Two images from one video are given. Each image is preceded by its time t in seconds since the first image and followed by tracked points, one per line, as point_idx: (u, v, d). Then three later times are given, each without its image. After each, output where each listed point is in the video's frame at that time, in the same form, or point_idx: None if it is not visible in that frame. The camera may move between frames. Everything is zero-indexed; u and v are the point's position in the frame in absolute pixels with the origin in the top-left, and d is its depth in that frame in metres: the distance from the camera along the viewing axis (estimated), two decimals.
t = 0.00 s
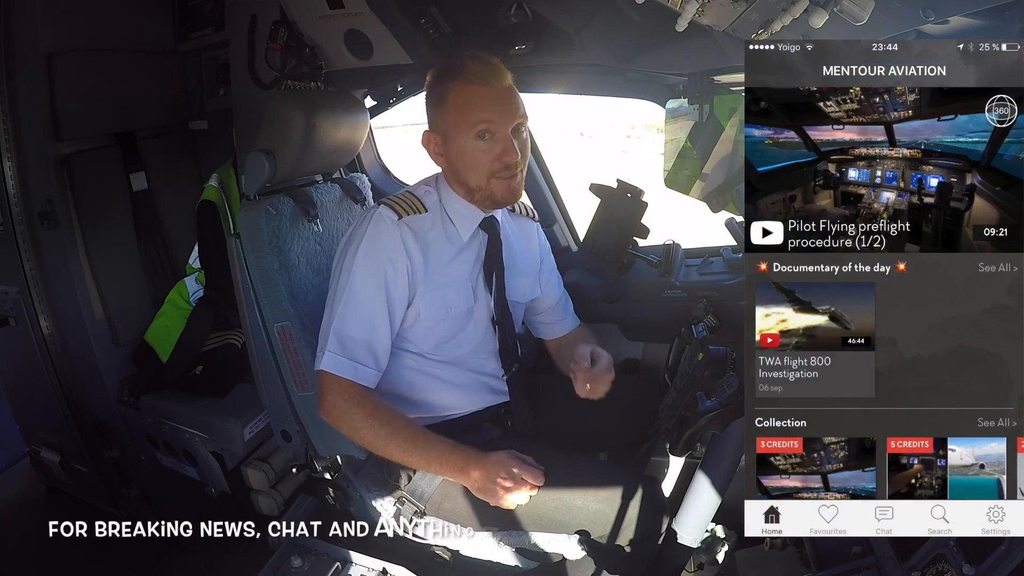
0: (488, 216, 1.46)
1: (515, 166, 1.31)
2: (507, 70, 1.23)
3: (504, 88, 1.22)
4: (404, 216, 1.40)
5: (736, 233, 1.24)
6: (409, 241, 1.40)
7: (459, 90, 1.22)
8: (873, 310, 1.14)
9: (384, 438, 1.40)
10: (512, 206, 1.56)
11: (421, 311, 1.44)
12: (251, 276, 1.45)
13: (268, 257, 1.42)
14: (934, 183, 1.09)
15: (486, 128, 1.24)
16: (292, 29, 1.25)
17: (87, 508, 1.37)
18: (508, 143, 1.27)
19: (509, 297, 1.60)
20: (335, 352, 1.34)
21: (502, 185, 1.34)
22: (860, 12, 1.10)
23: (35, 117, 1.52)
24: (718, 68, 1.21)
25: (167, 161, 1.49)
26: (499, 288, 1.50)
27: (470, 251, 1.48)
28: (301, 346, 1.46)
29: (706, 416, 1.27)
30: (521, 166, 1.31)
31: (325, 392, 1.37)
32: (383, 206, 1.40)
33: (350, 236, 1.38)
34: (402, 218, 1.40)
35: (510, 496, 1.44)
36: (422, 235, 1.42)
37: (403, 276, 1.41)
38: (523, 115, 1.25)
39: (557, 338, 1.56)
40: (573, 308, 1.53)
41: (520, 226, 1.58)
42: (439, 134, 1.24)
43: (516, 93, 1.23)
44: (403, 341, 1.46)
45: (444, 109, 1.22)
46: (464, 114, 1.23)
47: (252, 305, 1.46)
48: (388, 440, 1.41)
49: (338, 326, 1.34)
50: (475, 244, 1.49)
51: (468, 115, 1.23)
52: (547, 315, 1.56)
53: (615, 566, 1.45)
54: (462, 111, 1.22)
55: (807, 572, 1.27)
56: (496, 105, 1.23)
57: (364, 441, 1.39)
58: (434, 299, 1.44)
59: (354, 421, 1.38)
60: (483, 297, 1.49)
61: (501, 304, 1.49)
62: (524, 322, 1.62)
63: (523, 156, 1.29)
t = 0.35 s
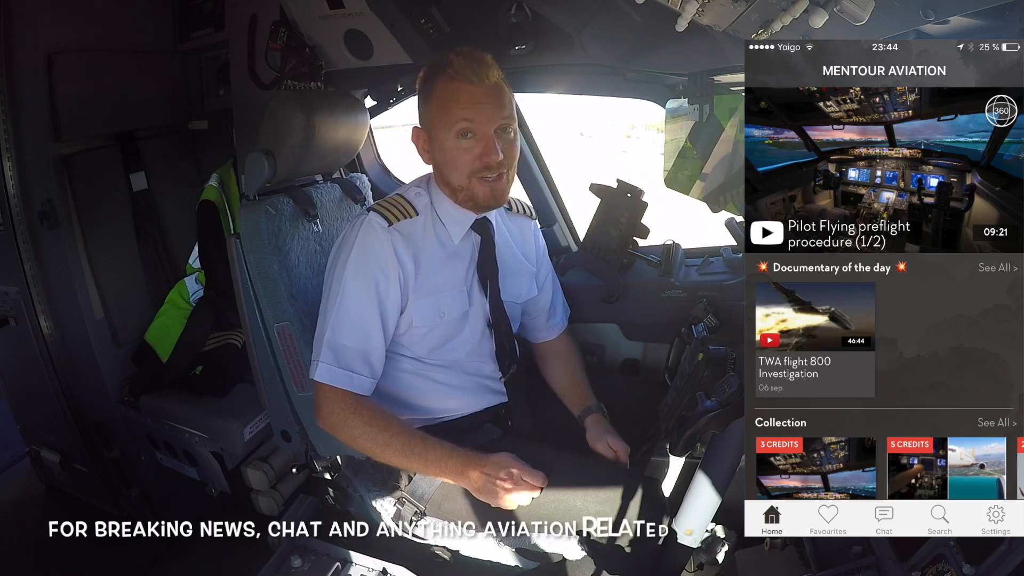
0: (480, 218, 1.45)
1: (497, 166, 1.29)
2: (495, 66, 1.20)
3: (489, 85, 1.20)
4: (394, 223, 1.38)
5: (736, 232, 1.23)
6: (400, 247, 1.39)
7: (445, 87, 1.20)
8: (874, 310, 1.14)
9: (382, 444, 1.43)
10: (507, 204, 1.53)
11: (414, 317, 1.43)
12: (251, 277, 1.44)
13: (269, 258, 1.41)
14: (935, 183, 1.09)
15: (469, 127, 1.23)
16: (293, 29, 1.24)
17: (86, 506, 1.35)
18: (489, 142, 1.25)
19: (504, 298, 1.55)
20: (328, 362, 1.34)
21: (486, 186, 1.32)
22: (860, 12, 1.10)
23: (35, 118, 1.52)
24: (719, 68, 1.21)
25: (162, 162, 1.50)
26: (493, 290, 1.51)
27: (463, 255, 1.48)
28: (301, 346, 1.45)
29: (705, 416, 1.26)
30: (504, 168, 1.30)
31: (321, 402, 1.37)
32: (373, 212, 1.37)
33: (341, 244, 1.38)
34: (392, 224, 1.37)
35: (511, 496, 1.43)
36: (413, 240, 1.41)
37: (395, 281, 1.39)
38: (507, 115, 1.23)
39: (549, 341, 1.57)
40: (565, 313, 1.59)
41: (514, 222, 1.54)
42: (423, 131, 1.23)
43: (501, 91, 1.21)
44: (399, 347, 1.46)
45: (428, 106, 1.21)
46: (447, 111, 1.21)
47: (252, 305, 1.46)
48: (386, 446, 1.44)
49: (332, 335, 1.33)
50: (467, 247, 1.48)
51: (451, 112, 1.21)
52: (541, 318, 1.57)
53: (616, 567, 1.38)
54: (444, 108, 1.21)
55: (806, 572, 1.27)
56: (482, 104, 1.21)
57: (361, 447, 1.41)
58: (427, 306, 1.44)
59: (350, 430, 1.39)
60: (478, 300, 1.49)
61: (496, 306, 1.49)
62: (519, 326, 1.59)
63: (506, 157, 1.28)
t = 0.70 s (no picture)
0: (479, 219, 1.45)
1: (496, 167, 1.27)
2: (496, 66, 1.19)
3: (490, 84, 1.18)
4: (393, 223, 1.38)
5: (736, 232, 1.22)
6: (398, 246, 1.38)
7: (445, 86, 1.18)
8: (874, 310, 1.14)
9: (384, 445, 1.42)
10: (506, 205, 1.53)
11: (413, 317, 1.43)
12: (251, 278, 1.44)
13: (268, 257, 1.41)
14: (936, 182, 1.09)
15: (468, 127, 1.21)
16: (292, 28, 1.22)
17: (85, 506, 1.34)
18: (488, 143, 1.23)
19: (502, 297, 1.55)
20: (329, 363, 1.33)
21: (484, 187, 1.30)
22: (860, 11, 1.10)
23: (36, 119, 1.52)
24: (721, 68, 1.21)
25: (161, 162, 1.53)
26: (493, 291, 1.50)
27: (462, 254, 1.48)
28: (301, 346, 1.44)
29: (706, 417, 1.29)
30: (504, 169, 1.28)
31: (321, 402, 1.36)
32: (371, 212, 1.37)
33: (340, 243, 1.38)
34: (391, 224, 1.37)
35: (511, 496, 1.41)
36: (412, 240, 1.41)
37: (394, 281, 1.38)
38: (506, 115, 1.21)
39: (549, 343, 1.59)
40: (563, 314, 1.60)
41: (514, 223, 1.55)
42: (421, 130, 1.22)
43: (501, 91, 1.19)
44: (398, 347, 1.46)
45: (427, 105, 1.19)
46: (447, 110, 1.19)
47: (251, 305, 1.45)
48: (387, 447, 1.43)
49: (332, 336, 1.33)
50: (466, 246, 1.48)
51: (451, 111, 1.19)
52: (540, 318, 1.58)
53: (617, 569, 1.37)
54: (443, 107, 1.19)
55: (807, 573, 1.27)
56: (482, 105, 1.19)
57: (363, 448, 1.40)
58: (427, 306, 1.43)
59: (352, 431, 1.39)
60: (477, 299, 1.49)
61: (496, 306, 1.49)
62: (518, 326, 1.59)
63: (506, 158, 1.26)
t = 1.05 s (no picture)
0: (481, 219, 1.44)
1: (502, 171, 1.29)
2: (503, 69, 1.21)
3: (499, 88, 1.20)
4: (394, 224, 1.37)
5: (735, 233, 1.23)
6: (398, 248, 1.38)
7: (454, 88, 1.20)
8: (874, 310, 1.14)
9: (382, 443, 1.44)
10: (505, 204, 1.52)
11: (413, 317, 1.43)
12: (252, 278, 1.44)
13: (268, 258, 1.41)
14: (936, 182, 1.09)
15: (476, 130, 1.22)
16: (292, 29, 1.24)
17: (85, 507, 1.34)
18: (496, 146, 1.25)
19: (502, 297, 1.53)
20: (327, 365, 1.34)
21: (488, 189, 1.33)
22: (860, 11, 1.09)
23: (36, 119, 1.52)
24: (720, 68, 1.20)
25: (160, 162, 1.53)
26: (492, 290, 1.51)
27: (463, 255, 1.47)
28: (301, 346, 1.44)
29: (705, 417, 1.25)
30: (509, 174, 1.30)
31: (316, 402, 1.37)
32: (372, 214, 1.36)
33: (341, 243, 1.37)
34: (392, 228, 1.36)
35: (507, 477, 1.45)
36: (412, 241, 1.40)
37: (393, 283, 1.39)
38: (515, 118, 1.23)
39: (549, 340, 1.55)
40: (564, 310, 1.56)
41: (514, 222, 1.52)
42: (426, 130, 1.22)
43: (510, 94, 1.21)
44: (399, 348, 1.46)
45: (434, 106, 1.20)
46: (456, 112, 1.21)
47: (252, 305, 1.46)
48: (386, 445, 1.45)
49: (331, 339, 1.33)
50: (467, 247, 1.47)
51: (459, 113, 1.21)
52: (540, 315, 1.54)
53: (616, 568, 1.39)
54: (452, 110, 1.20)
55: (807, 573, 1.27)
56: (490, 108, 1.21)
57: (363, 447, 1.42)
58: (427, 307, 1.44)
59: (348, 429, 1.40)
60: (477, 299, 1.49)
61: (496, 306, 1.50)
62: (518, 325, 1.55)
63: (512, 163, 1.28)
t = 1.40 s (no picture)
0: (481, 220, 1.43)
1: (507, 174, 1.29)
2: (509, 72, 1.19)
3: (504, 91, 1.19)
4: (393, 224, 1.36)
5: (735, 233, 1.23)
6: (398, 248, 1.37)
7: (460, 91, 1.18)
8: (874, 310, 1.14)
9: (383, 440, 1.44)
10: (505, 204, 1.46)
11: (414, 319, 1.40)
12: (251, 277, 1.44)
13: (268, 257, 1.41)
14: (936, 182, 1.09)
15: (482, 134, 1.21)
16: (293, 29, 1.24)
17: (85, 507, 1.34)
18: (501, 150, 1.24)
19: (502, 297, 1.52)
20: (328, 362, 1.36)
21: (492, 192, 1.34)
22: (860, 11, 1.09)
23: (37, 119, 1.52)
24: (721, 68, 1.20)
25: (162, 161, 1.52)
26: (493, 291, 1.47)
27: (463, 257, 1.45)
28: (301, 346, 1.44)
29: (706, 417, 1.24)
30: (513, 177, 1.30)
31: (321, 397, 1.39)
32: (371, 212, 1.35)
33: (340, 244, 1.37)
34: (389, 226, 1.36)
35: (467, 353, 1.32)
36: (411, 241, 1.39)
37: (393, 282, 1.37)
38: (520, 123, 1.22)
39: (549, 342, 1.55)
40: (562, 311, 1.57)
41: (513, 224, 1.48)
42: (428, 133, 1.21)
43: (515, 98, 1.20)
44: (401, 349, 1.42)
45: (439, 110, 1.19)
46: (461, 116, 1.19)
47: (252, 305, 1.45)
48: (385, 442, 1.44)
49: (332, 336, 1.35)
50: (467, 248, 1.45)
51: (465, 117, 1.19)
52: (539, 316, 1.55)
53: (616, 568, 1.40)
54: (458, 114, 1.19)
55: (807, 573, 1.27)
56: (496, 112, 1.20)
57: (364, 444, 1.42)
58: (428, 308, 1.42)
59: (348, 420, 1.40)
60: (478, 302, 1.46)
61: (496, 306, 1.46)
62: (518, 325, 1.55)
63: (517, 166, 1.27)
